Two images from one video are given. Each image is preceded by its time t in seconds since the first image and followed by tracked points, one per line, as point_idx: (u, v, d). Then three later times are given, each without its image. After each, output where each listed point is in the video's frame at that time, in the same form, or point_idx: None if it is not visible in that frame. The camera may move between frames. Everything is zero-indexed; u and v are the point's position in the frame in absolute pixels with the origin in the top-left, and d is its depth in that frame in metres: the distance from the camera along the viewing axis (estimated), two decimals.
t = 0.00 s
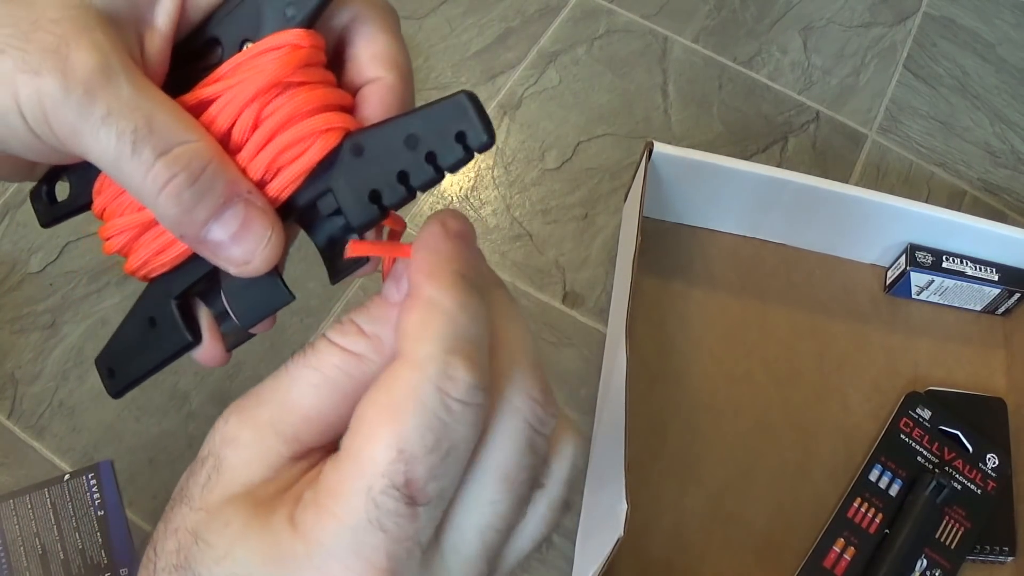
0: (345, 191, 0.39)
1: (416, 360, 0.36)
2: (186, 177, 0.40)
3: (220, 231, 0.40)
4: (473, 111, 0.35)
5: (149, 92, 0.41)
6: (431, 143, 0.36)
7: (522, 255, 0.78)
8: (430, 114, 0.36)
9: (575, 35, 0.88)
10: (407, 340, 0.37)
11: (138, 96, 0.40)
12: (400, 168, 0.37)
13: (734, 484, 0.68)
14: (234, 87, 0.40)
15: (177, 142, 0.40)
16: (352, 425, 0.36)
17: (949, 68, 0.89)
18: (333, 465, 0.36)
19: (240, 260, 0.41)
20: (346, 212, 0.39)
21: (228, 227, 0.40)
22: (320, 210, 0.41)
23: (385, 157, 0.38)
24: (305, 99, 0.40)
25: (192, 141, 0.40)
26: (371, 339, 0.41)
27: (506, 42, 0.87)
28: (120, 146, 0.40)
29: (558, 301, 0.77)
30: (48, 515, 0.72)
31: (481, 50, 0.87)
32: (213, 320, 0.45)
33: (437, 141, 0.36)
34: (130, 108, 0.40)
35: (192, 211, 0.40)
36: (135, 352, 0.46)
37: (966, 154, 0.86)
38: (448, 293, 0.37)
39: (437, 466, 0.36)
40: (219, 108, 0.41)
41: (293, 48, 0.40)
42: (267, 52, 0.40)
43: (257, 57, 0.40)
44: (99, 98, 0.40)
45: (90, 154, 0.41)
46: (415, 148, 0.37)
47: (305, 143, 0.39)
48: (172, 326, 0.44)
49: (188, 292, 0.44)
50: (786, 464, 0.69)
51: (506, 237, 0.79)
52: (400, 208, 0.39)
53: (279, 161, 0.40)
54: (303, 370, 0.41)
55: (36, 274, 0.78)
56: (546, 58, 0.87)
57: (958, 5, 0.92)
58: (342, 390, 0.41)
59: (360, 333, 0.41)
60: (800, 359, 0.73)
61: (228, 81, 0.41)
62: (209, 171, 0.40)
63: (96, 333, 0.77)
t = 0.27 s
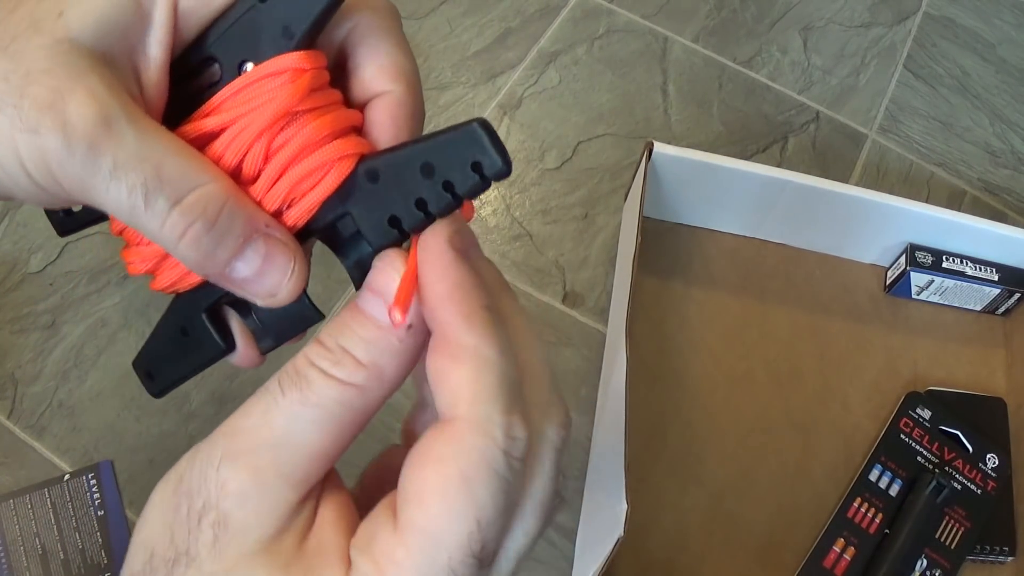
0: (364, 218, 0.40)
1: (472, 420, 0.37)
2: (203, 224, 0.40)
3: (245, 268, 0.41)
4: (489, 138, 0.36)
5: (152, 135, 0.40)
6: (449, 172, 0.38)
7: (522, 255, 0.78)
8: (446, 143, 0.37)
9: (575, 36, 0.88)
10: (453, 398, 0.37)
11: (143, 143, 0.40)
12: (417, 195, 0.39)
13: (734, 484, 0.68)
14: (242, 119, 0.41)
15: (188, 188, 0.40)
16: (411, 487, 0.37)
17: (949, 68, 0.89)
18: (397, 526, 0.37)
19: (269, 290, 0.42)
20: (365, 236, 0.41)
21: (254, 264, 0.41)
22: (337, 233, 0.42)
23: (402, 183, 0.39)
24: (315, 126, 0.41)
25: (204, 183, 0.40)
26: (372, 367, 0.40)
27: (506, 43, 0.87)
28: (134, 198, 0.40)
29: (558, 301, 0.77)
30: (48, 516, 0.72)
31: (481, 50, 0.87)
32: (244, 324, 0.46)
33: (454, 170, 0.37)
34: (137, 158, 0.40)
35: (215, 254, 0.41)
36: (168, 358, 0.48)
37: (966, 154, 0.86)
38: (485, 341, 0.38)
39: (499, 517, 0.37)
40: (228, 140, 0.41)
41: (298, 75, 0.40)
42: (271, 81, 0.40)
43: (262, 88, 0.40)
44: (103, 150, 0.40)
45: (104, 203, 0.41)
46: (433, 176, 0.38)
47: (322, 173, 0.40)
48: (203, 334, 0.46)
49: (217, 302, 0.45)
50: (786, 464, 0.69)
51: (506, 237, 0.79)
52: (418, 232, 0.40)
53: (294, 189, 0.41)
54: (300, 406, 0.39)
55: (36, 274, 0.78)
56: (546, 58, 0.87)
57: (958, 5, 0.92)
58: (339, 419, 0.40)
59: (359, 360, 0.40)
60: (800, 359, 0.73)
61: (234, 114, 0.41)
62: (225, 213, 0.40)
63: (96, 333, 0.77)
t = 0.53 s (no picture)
0: (361, 230, 0.41)
1: (478, 454, 0.40)
2: (203, 262, 0.41)
3: (249, 295, 0.43)
4: (469, 140, 0.35)
5: (128, 184, 0.40)
6: (433, 177, 0.37)
7: (522, 255, 0.78)
8: (426, 151, 0.36)
9: (575, 36, 0.88)
10: (457, 434, 0.40)
11: (122, 192, 0.40)
12: (406, 204, 0.39)
13: (734, 484, 0.68)
14: (217, 153, 0.40)
15: (179, 231, 0.40)
16: (420, 517, 0.40)
17: (949, 68, 0.89)
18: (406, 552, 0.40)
19: (276, 312, 0.44)
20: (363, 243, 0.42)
21: (259, 286, 0.43)
22: (338, 243, 0.43)
23: (391, 193, 0.39)
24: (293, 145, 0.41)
25: (197, 219, 0.40)
26: (355, 391, 0.41)
27: (505, 43, 0.87)
28: (128, 249, 0.40)
29: (558, 301, 0.77)
30: (48, 515, 0.71)
31: (481, 50, 0.87)
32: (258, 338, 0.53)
33: (437, 176, 0.37)
34: (119, 208, 0.40)
35: (219, 284, 0.42)
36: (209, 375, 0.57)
37: (966, 154, 0.86)
38: (482, 371, 0.41)
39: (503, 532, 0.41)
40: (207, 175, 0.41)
41: (261, 99, 0.39)
42: (236, 110, 0.39)
43: (228, 119, 0.40)
44: (85, 207, 0.40)
45: (96, 257, 0.42)
46: (419, 184, 0.38)
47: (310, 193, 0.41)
48: (224, 354, 0.52)
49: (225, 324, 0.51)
50: (786, 464, 0.69)
51: (506, 237, 0.79)
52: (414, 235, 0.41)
53: (285, 213, 0.41)
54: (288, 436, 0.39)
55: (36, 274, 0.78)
56: (546, 58, 0.87)
57: (958, 5, 0.92)
58: (326, 443, 0.40)
59: (343, 383, 0.40)
60: (800, 359, 0.73)
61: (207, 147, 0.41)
62: (224, 245, 0.41)
63: (96, 333, 0.77)
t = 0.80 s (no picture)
0: (349, 249, 0.41)
1: (479, 463, 0.40)
2: (184, 278, 0.40)
3: (229, 311, 0.43)
4: (458, 164, 0.34)
5: (114, 196, 0.40)
6: (421, 199, 0.36)
7: (522, 255, 0.78)
8: (414, 173, 0.35)
9: (575, 36, 0.88)
10: (456, 443, 0.40)
11: (107, 205, 0.40)
12: (394, 225, 0.38)
13: (734, 484, 0.68)
14: (207, 169, 0.40)
15: (163, 244, 0.40)
16: (418, 530, 0.40)
17: (949, 68, 0.89)
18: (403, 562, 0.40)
19: (257, 330, 0.44)
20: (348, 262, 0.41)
21: (240, 305, 0.42)
22: (325, 260, 0.42)
23: (378, 214, 0.38)
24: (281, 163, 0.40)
25: (178, 235, 0.40)
26: (357, 389, 0.41)
27: (505, 43, 0.87)
28: (110, 262, 0.40)
29: (558, 301, 0.77)
30: (48, 515, 0.71)
31: (481, 50, 0.87)
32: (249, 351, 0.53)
33: (424, 199, 0.36)
34: (105, 220, 0.39)
35: (199, 300, 0.42)
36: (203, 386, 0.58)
37: (966, 154, 0.86)
38: (480, 383, 0.41)
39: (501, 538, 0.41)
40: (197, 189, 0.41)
41: (252, 118, 0.39)
42: (226, 129, 0.39)
43: (218, 137, 0.39)
44: (68, 219, 0.39)
45: (79, 270, 0.41)
46: (407, 206, 0.37)
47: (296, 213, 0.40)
48: (215, 368, 0.53)
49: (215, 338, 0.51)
50: (785, 464, 0.69)
51: (506, 237, 0.79)
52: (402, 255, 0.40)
53: (273, 232, 0.41)
54: (294, 434, 0.40)
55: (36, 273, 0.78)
56: (546, 58, 0.87)
57: (958, 5, 0.92)
58: (331, 443, 0.41)
59: (343, 380, 0.41)
60: (800, 359, 0.73)
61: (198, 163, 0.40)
62: (205, 262, 0.40)
63: (96, 333, 0.77)
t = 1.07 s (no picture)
0: (338, 249, 0.40)
1: (417, 451, 0.37)
2: (189, 272, 0.40)
3: (233, 306, 0.43)
4: (447, 172, 0.34)
5: (120, 189, 0.40)
6: (409, 205, 0.36)
7: (522, 254, 0.78)
8: (404, 177, 0.35)
9: (575, 35, 0.88)
10: (399, 432, 0.38)
11: (113, 197, 0.40)
12: (383, 228, 0.38)
13: (733, 484, 0.68)
14: (203, 166, 0.40)
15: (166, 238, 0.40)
16: (358, 523, 0.38)
17: (948, 68, 0.89)
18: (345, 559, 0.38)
19: (259, 321, 0.44)
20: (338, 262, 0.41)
21: (244, 299, 0.42)
22: (315, 258, 0.42)
23: (367, 217, 0.38)
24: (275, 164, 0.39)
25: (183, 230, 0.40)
26: (341, 394, 0.41)
27: (505, 43, 0.87)
28: (115, 254, 0.40)
29: (558, 301, 0.77)
30: (48, 515, 0.71)
31: (481, 50, 0.87)
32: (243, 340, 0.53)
33: (414, 203, 0.36)
34: (109, 214, 0.39)
35: (204, 296, 0.42)
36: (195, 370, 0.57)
37: (966, 154, 0.86)
38: (431, 371, 0.38)
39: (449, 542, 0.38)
40: (192, 186, 0.41)
41: (246, 117, 0.39)
42: (221, 127, 0.39)
43: (213, 134, 0.39)
44: (74, 210, 0.40)
45: (83, 262, 0.41)
46: (396, 210, 0.37)
47: (290, 215, 0.40)
48: (207, 354, 0.53)
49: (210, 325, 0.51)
50: (785, 464, 0.69)
51: (505, 237, 0.79)
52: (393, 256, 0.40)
53: (267, 231, 0.41)
54: (275, 428, 0.40)
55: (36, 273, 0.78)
56: (546, 58, 0.87)
57: (957, 5, 0.92)
58: (314, 442, 0.41)
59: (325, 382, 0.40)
60: (800, 359, 0.72)
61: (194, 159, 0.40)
62: (210, 259, 0.40)
63: (96, 333, 0.77)
